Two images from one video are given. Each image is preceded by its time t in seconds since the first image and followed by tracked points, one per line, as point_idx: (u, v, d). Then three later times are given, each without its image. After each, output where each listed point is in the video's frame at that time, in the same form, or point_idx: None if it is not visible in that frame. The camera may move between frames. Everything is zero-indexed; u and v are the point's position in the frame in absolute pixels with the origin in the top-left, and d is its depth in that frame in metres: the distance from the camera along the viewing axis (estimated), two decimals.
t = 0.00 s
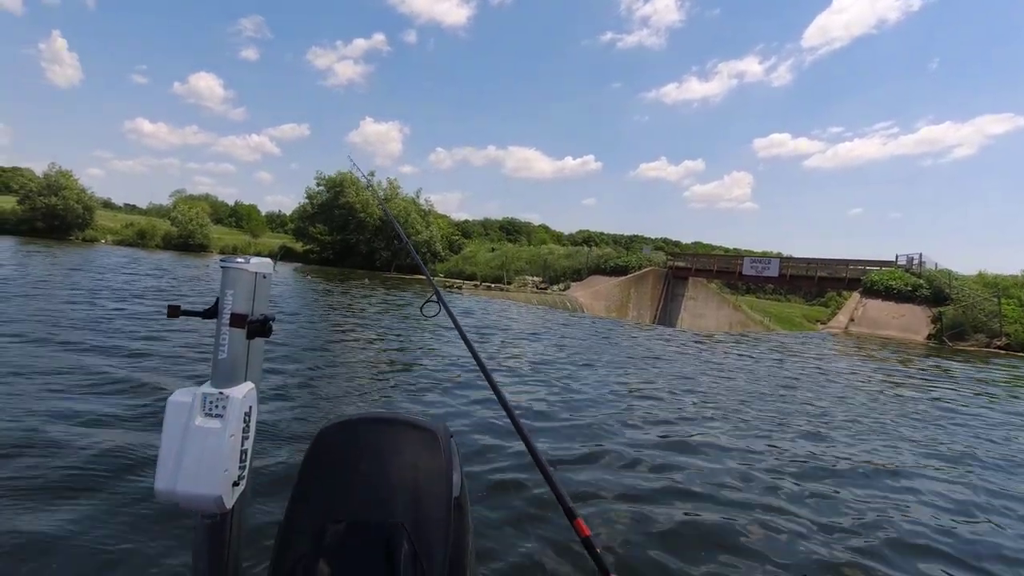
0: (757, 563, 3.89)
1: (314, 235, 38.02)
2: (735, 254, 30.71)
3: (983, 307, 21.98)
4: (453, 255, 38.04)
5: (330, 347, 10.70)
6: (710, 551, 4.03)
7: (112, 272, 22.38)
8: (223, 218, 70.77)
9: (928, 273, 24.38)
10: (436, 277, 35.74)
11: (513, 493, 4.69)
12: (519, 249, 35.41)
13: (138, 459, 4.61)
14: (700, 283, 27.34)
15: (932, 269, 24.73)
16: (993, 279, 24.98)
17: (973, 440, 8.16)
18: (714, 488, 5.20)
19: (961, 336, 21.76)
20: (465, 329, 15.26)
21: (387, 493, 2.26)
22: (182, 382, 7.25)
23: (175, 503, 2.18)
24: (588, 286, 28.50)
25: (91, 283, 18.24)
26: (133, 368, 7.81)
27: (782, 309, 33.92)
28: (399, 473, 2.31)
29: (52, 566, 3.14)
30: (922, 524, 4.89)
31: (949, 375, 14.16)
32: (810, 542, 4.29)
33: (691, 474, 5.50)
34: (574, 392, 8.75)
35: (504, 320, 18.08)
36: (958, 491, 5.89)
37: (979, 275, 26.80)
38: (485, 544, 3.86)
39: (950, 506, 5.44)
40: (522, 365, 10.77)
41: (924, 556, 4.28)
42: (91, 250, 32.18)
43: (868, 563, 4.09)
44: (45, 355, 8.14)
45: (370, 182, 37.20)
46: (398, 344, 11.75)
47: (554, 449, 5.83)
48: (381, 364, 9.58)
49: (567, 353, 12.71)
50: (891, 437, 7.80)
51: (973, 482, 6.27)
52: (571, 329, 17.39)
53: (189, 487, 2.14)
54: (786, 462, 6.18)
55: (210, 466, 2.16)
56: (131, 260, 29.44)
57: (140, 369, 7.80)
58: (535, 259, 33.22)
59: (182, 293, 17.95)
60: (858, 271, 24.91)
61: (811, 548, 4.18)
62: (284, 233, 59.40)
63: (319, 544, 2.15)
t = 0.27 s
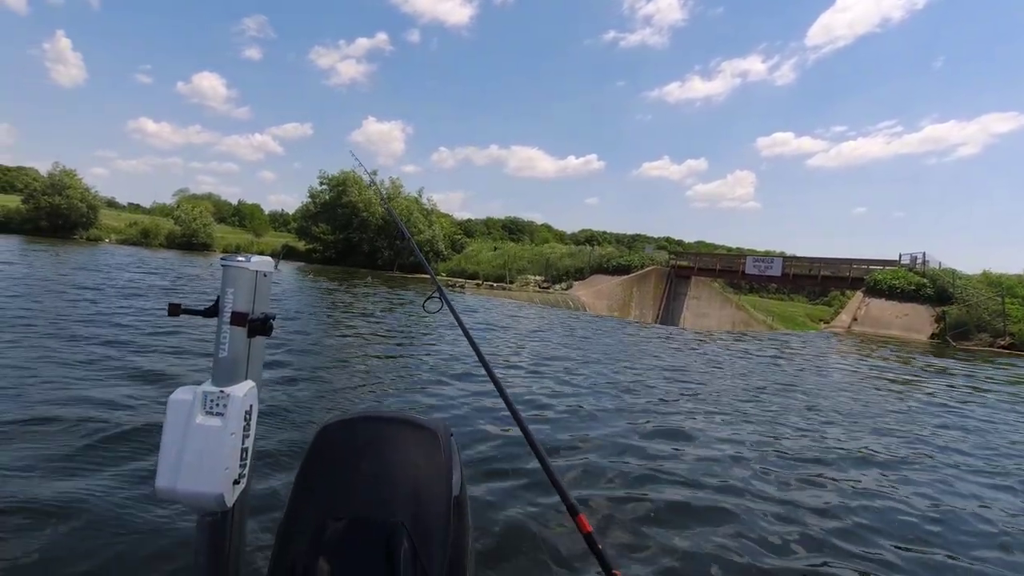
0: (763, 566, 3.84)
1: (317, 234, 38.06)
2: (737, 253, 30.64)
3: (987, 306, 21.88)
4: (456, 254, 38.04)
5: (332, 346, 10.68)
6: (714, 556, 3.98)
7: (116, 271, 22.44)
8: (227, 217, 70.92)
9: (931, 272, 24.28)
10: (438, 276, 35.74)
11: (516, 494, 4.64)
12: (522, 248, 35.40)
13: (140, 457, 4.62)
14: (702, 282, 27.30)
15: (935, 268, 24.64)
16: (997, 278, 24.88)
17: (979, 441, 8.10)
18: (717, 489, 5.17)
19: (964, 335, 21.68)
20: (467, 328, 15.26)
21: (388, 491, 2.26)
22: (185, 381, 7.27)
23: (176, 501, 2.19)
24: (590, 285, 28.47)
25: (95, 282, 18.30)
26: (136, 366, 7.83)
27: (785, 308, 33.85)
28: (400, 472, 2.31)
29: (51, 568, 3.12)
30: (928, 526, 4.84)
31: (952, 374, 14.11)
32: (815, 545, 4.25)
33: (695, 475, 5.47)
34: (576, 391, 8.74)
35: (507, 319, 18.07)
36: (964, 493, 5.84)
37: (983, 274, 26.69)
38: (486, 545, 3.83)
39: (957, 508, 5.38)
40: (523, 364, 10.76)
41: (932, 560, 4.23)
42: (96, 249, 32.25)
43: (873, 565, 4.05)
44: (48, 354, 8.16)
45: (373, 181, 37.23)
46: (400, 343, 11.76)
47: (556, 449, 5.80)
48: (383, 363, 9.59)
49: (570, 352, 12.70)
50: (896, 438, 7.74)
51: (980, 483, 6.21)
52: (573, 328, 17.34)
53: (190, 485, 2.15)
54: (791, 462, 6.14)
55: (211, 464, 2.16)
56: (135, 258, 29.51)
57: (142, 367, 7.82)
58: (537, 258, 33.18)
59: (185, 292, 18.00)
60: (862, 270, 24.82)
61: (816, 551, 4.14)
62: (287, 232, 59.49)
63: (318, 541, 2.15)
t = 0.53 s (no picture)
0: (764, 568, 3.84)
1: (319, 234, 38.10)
2: (740, 252, 30.57)
3: (990, 306, 21.81)
4: (458, 253, 38.06)
5: (334, 345, 10.70)
6: (715, 558, 3.97)
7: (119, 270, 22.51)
8: (230, 217, 71.01)
9: (935, 271, 24.21)
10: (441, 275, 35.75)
11: (517, 493, 4.64)
12: (524, 248, 35.39)
13: (142, 456, 4.64)
14: (704, 281, 27.27)
15: (939, 267, 24.56)
16: (1000, 278, 24.80)
17: (982, 441, 8.07)
18: (719, 490, 5.16)
19: (968, 335, 21.63)
20: (469, 327, 15.27)
21: (388, 490, 2.27)
22: (187, 380, 7.29)
23: (178, 499, 2.20)
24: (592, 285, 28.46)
25: (98, 281, 18.35)
26: (139, 365, 7.86)
27: (787, 307, 33.82)
28: (400, 470, 2.33)
29: (52, 566, 3.12)
30: (930, 528, 4.83)
31: (955, 374, 14.08)
32: (817, 547, 4.24)
33: (696, 476, 5.47)
34: (577, 390, 8.74)
35: (509, 318, 18.07)
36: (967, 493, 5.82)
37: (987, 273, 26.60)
38: (487, 544, 3.84)
39: (959, 509, 5.37)
40: (525, 363, 10.77)
41: (934, 562, 4.22)
42: (99, 248, 32.31)
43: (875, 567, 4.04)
44: (51, 352, 8.19)
45: (375, 181, 37.24)
46: (402, 342, 11.77)
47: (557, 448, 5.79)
48: (385, 362, 9.61)
49: (572, 351, 12.70)
50: (898, 438, 7.72)
51: (984, 484, 6.18)
52: (575, 327, 17.33)
53: (191, 484, 2.16)
54: (792, 461, 6.13)
55: (212, 462, 2.18)
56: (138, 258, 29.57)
57: (146, 366, 7.85)
58: (539, 257, 33.15)
59: (188, 291, 18.04)
60: (865, 270, 24.75)
61: (817, 553, 4.13)
62: (290, 231, 59.57)
63: (319, 539, 2.17)
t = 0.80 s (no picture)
0: (765, 565, 3.83)
1: (321, 233, 38.09)
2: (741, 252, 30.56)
3: (992, 305, 21.75)
4: (459, 253, 38.05)
5: (335, 344, 10.71)
6: (714, 553, 3.97)
7: (121, 270, 22.52)
8: (232, 217, 71.11)
9: (936, 270, 24.15)
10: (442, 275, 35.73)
11: (518, 493, 4.64)
12: (525, 247, 35.38)
13: (142, 455, 4.65)
14: (706, 280, 27.25)
15: (941, 266, 24.50)
16: (1003, 276, 24.72)
17: (985, 440, 8.05)
18: (720, 488, 5.16)
19: (970, 334, 21.60)
20: (470, 326, 15.28)
21: (387, 488, 2.28)
22: (188, 379, 7.30)
23: (179, 498, 2.21)
24: (593, 284, 28.46)
25: (101, 280, 18.38)
26: (140, 364, 7.88)
27: (789, 307, 33.80)
28: (400, 469, 2.34)
29: (53, 566, 3.13)
30: (932, 525, 4.81)
31: (956, 373, 14.05)
32: (819, 545, 4.23)
33: (697, 474, 5.46)
34: (578, 389, 8.74)
35: (510, 318, 18.07)
36: (969, 492, 5.80)
37: (989, 272, 26.52)
38: (488, 543, 3.83)
39: (961, 507, 5.35)
40: (526, 362, 10.78)
41: (935, 559, 4.20)
42: (101, 249, 32.36)
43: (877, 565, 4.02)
44: (53, 351, 8.20)
45: (376, 180, 37.25)
46: (403, 341, 11.78)
47: (558, 447, 5.79)
48: (385, 361, 9.62)
49: (572, 350, 12.70)
50: (901, 437, 7.70)
51: (986, 483, 6.16)
52: (577, 327, 17.31)
53: (192, 483, 2.17)
54: (791, 460, 6.13)
55: (213, 462, 2.19)
56: (140, 258, 29.58)
57: (147, 365, 7.86)
58: (540, 257, 33.16)
59: (190, 291, 18.06)
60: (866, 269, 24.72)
61: (817, 551, 4.12)
62: (292, 231, 59.55)
63: (319, 538, 2.18)
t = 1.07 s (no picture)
0: (766, 565, 3.81)
1: (321, 233, 38.08)
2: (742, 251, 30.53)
3: (993, 304, 21.75)
4: (459, 253, 38.04)
5: (334, 344, 10.69)
6: (714, 551, 3.97)
7: (121, 271, 22.52)
8: (232, 217, 71.13)
9: (937, 270, 24.13)
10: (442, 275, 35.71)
11: (517, 494, 4.62)
12: (525, 247, 35.37)
13: (141, 455, 4.65)
14: (706, 280, 27.25)
15: (941, 266, 24.49)
16: (1002, 276, 24.71)
17: (986, 440, 8.03)
18: (720, 488, 5.14)
19: (970, 334, 21.60)
20: (470, 326, 15.28)
21: (385, 487, 2.28)
22: (187, 378, 7.29)
23: (177, 498, 2.20)
24: (594, 284, 28.46)
25: (100, 280, 18.37)
26: (140, 364, 7.88)
27: (790, 306, 33.81)
28: (398, 468, 2.33)
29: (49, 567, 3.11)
30: (933, 526, 4.80)
31: (957, 372, 14.04)
32: (819, 545, 4.21)
33: (697, 474, 5.44)
34: (578, 388, 8.74)
35: (511, 318, 18.06)
36: (970, 492, 5.78)
37: (989, 272, 26.52)
38: (486, 543, 3.82)
39: (962, 508, 5.34)
40: (526, 362, 10.77)
41: (937, 560, 4.19)
42: (101, 249, 32.35)
43: (879, 566, 4.00)
44: (53, 351, 8.20)
45: (376, 180, 37.25)
46: (402, 341, 11.78)
47: (557, 446, 5.78)
48: (385, 360, 9.62)
49: (573, 349, 12.70)
50: (901, 436, 7.68)
51: (987, 482, 6.15)
52: (577, 326, 17.30)
53: (191, 483, 2.17)
54: (791, 459, 6.12)
55: (212, 462, 2.18)
56: (140, 258, 29.56)
57: (146, 365, 7.86)
58: (540, 257, 33.15)
59: (190, 291, 18.06)
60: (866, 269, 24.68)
61: (817, 549, 4.11)
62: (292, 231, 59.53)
63: (317, 537, 2.18)
